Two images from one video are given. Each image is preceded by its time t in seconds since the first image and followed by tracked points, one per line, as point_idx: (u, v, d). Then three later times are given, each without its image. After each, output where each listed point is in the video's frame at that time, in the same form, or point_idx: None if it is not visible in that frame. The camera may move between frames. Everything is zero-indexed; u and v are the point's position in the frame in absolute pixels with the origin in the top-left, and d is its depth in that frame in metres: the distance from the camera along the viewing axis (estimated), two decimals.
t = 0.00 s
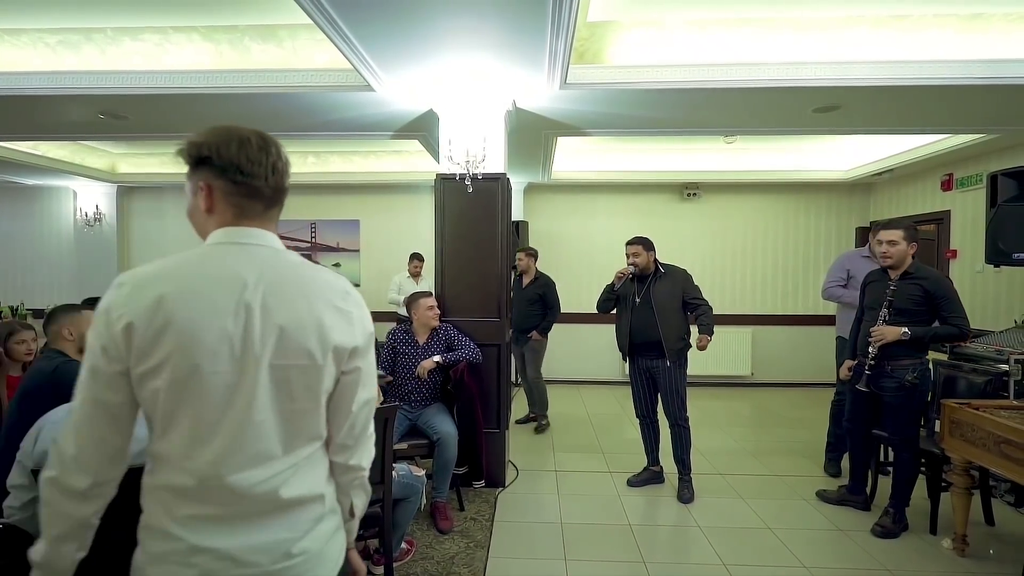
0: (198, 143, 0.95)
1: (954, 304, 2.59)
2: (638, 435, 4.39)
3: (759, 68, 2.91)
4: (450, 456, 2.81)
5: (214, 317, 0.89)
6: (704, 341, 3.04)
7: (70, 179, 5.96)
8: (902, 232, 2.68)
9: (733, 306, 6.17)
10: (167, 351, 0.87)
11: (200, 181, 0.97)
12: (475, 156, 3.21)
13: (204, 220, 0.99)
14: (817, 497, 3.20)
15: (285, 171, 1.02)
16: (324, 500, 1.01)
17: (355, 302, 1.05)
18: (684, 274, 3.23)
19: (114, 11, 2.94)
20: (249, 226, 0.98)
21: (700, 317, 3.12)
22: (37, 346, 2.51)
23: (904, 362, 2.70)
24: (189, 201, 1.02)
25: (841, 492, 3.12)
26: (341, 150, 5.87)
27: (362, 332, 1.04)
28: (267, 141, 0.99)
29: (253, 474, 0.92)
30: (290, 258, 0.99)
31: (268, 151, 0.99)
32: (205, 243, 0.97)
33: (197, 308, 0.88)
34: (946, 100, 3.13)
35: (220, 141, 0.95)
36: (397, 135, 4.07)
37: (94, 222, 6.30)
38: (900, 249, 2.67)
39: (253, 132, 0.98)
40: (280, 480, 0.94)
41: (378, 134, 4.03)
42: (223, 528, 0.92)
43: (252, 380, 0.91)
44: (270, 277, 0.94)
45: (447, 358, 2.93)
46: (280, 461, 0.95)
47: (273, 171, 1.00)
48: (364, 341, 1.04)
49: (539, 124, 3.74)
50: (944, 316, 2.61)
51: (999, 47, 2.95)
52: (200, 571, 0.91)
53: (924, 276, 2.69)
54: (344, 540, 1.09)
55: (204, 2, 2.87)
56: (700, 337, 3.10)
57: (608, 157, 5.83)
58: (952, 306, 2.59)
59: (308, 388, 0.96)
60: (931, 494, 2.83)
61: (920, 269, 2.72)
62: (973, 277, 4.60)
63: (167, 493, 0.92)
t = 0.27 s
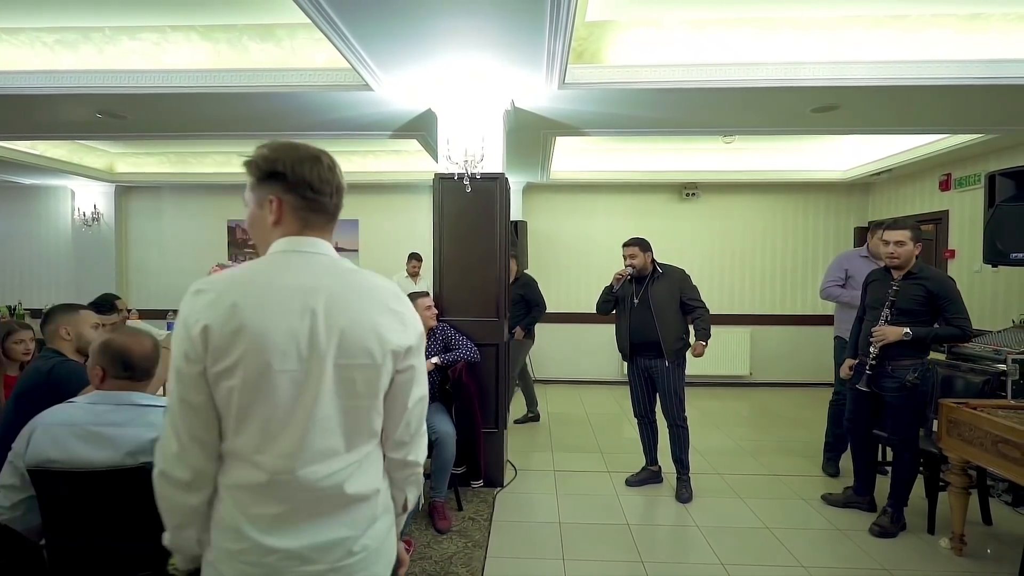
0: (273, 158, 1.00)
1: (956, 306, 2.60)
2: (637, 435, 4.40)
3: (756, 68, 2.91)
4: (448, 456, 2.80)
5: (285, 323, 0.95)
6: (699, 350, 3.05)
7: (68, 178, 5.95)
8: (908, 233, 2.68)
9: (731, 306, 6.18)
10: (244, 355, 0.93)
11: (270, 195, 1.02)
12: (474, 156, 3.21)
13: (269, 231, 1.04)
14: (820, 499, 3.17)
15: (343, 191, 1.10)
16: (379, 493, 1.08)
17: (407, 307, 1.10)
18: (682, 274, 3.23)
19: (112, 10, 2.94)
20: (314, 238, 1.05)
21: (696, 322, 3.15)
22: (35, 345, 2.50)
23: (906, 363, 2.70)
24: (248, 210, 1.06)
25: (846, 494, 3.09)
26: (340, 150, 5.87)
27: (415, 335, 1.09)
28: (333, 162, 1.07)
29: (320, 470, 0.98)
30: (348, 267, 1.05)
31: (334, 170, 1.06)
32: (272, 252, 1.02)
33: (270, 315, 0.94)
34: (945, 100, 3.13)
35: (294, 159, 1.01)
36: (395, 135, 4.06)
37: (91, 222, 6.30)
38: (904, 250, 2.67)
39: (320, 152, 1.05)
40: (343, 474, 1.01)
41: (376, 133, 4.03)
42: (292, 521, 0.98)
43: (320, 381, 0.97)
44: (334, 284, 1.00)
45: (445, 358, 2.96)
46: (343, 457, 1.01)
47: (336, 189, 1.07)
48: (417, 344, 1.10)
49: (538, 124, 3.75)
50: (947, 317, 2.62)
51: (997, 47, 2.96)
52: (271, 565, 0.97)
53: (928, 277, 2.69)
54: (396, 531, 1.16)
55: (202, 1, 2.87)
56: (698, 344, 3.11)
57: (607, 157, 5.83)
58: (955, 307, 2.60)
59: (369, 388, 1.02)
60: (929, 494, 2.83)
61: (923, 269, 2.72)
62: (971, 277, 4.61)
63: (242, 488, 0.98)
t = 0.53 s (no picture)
0: (304, 144, 1.02)
1: (955, 306, 2.60)
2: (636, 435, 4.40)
3: (755, 68, 2.91)
4: (447, 455, 2.80)
5: (319, 306, 0.95)
6: (688, 359, 3.11)
7: (66, 178, 5.93)
8: (911, 233, 2.68)
9: (730, 305, 6.18)
10: (279, 335, 0.93)
11: (300, 182, 1.03)
12: (473, 155, 3.21)
13: (299, 218, 1.05)
14: (820, 499, 3.17)
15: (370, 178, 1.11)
16: (395, 476, 1.09)
17: (427, 298, 1.13)
18: (682, 276, 3.23)
19: (111, 9, 2.93)
20: (343, 225, 1.06)
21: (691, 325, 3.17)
22: (27, 343, 2.48)
23: (902, 361, 2.70)
24: (279, 197, 1.07)
25: (846, 493, 3.09)
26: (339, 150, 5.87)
27: (434, 326, 1.12)
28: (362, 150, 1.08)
29: (344, 452, 0.99)
30: (375, 257, 1.07)
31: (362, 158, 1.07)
32: (302, 238, 1.02)
33: (304, 298, 0.94)
34: (944, 100, 3.14)
35: (325, 144, 1.03)
36: (394, 135, 4.06)
37: (90, 222, 6.27)
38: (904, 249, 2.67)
39: (348, 140, 1.06)
40: (366, 456, 1.02)
41: (375, 133, 4.03)
42: (315, 501, 0.98)
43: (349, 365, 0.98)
44: (363, 272, 1.01)
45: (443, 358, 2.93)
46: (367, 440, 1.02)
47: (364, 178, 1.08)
48: (436, 334, 1.13)
49: (537, 123, 3.74)
50: (944, 316, 2.62)
51: (995, 47, 2.96)
52: (290, 542, 0.96)
53: (927, 276, 2.68)
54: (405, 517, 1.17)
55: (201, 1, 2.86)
56: (688, 355, 3.13)
57: (606, 157, 5.82)
58: (953, 307, 2.60)
59: (395, 373, 1.04)
60: (927, 493, 2.83)
61: (923, 269, 2.72)
62: (970, 277, 4.62)
63: (267, 468, 0.96)
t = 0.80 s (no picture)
0: (308, 148, 1.02)
1: (950, 304, 2.60)
2: (635, 434, 4.39)
3: (754, 68, 2.91)
4: (446, 455, 2.80)
5: (325, 309, 0.96)
6: (688, 360, 3.10)
7: (64, 178, 5.92)
8: (906, 232, 2.68)
9: (730, 305, 6.18)
10: (286, 338, 0.93)
11: (303, 186, 1.03)
12: (473, 154, 3.20)
13: (303, 222, 1.04)
14: (820, 499, 3.17)
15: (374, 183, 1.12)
16: (397, 478, 1.10)
17: (429, 304, 1.14)
18: (683, 276, 3.22)
19: (110, 9, 2.93)
20: (347, 229, 1.05)
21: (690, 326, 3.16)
22: (21, 337, 2.45)
23: (898, 359, 2.70)
24: (283, 202, 1.07)
25: (846, 493, 3.09)
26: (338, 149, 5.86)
27: (436, 330, 1.13)
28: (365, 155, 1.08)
29: (349, 455, 0.99)
30: (380, 261, 1.08)
31: (365, 163, 1.08)
32: (304, 242, 1.02)
33: (312, 301, 0.95)
34: (943, 100, 3.14)
35: (328, 148, 1.03)
36: (394, 134, 4.06)
37: (88, 221, 6.27)
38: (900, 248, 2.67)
39: (351, 144, 1.07)
40: (369, 460, 1.02)
41: (374, 132, 4.02)
42: (318, 506, 0.97)
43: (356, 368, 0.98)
44: (369, 275, 1.02)
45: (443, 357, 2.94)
46: (371, 444, 1.02)
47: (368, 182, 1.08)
48: (438, 340, 1.13)
49: (536, 123, 3.74)
50: (939, 314, 2.62)
51: (994, 47, 2.96)
52: (295, 546, 0.95)
53: (922, 275, 2.68)
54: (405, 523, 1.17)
55: None
56: (688, 355, 3.13)
57: (606, 157, 5.82)
58: (948, 305, 2.60)
59: (398, 377, 1.04)
60: (926, 493, 2.83)
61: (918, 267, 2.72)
62: (969, 277, 4.62)
63: (270, 472, 0.96)
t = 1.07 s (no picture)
0: (290, 150, 1.03)
1: (942, 303, 2.63)
2: (635, 435, 4.39)
3: (754, 68, 2.91)
4: (446, 454, 2.81)
5: (305, 308, 0.95)
6: (692, 359, 3.09)
7: (63, 178, 5.92)
8: (899, 232, 2.68)
9: (729, 305, 6.18)
10: (265, 338, 0.92)
11: (284, 186, 1.04)
12: (473, 155, 3.19)
13: (283, 223, 1.05)
14: (819, 499, 3.17)
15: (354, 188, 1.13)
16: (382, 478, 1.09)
17: (412, 302, 1.14)
18: (682, 277, 3.22)
19: (111, 9, 2.93)
20: (327, 230, 1.06)
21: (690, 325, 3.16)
22: (23, 334, 2.45)
23: (892, 357, 2.70)
24: (262, 204, 1.07)
25: (845, 493, 3.09)
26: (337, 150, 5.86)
27: (419, 329, 1.13)
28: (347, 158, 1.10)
29: (333, 455, 0.98)
30: (362, 261, 1.08)
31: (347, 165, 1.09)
32: (285, 242, 1.02)
33: (292, 300, 0.94)
34: (942, 100, 3.14)
35: (312, 150, 1.04)
36: (393, 134, 4.06)
37: (88, 221, 6.26)
38: (892, 248, 2.68)
39: (332, 146, 1.08)
40: (353, 459, 1.01)
41: (374, 132, 4.02)
42: (302, 507, 0.96)
43: (337, 367, 0.97)
44: (349, 274, 1.02)
45: (444, 356, 2.96)
46: (354, 444, 1.02)
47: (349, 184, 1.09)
48: (420, 338, 1.13)
49: (536, 123, 3.74)
50: (932, 313, 2.65)
51: (993, 47, 2.96)
52: (276, 549, 0.94)
53: (914, 274, 2.71)
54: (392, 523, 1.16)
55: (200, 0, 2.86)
56: (688, 355, 3.13)
57: (606, 157, 5.82)
58: (939, 303, 2.64)
59: (381, 375, 1.04)
60: (926, 493, 2.83)
61: (910, 267, 2.74)
62: (969, 277, 4.62)
63: (253, 475, 0.95)
